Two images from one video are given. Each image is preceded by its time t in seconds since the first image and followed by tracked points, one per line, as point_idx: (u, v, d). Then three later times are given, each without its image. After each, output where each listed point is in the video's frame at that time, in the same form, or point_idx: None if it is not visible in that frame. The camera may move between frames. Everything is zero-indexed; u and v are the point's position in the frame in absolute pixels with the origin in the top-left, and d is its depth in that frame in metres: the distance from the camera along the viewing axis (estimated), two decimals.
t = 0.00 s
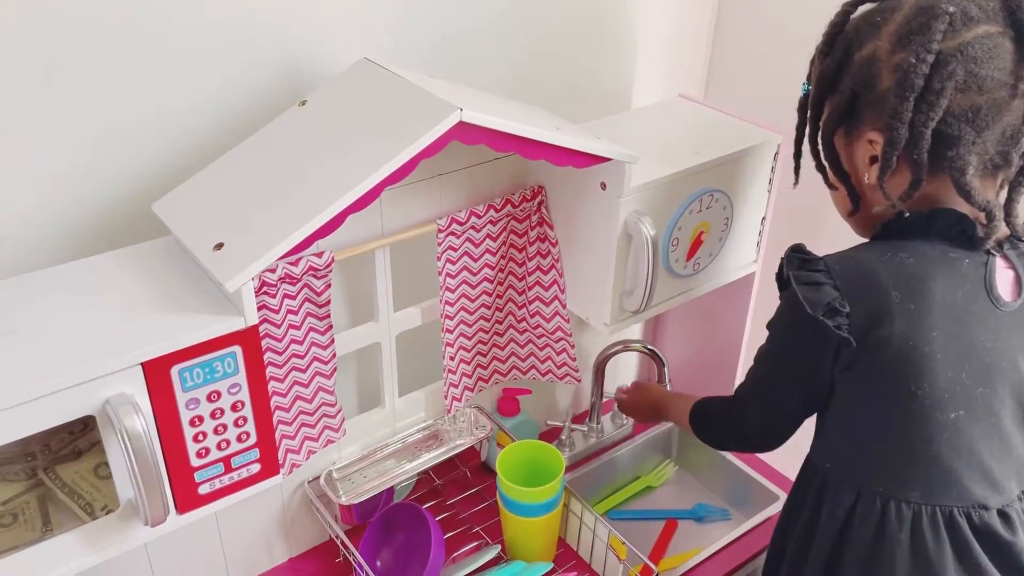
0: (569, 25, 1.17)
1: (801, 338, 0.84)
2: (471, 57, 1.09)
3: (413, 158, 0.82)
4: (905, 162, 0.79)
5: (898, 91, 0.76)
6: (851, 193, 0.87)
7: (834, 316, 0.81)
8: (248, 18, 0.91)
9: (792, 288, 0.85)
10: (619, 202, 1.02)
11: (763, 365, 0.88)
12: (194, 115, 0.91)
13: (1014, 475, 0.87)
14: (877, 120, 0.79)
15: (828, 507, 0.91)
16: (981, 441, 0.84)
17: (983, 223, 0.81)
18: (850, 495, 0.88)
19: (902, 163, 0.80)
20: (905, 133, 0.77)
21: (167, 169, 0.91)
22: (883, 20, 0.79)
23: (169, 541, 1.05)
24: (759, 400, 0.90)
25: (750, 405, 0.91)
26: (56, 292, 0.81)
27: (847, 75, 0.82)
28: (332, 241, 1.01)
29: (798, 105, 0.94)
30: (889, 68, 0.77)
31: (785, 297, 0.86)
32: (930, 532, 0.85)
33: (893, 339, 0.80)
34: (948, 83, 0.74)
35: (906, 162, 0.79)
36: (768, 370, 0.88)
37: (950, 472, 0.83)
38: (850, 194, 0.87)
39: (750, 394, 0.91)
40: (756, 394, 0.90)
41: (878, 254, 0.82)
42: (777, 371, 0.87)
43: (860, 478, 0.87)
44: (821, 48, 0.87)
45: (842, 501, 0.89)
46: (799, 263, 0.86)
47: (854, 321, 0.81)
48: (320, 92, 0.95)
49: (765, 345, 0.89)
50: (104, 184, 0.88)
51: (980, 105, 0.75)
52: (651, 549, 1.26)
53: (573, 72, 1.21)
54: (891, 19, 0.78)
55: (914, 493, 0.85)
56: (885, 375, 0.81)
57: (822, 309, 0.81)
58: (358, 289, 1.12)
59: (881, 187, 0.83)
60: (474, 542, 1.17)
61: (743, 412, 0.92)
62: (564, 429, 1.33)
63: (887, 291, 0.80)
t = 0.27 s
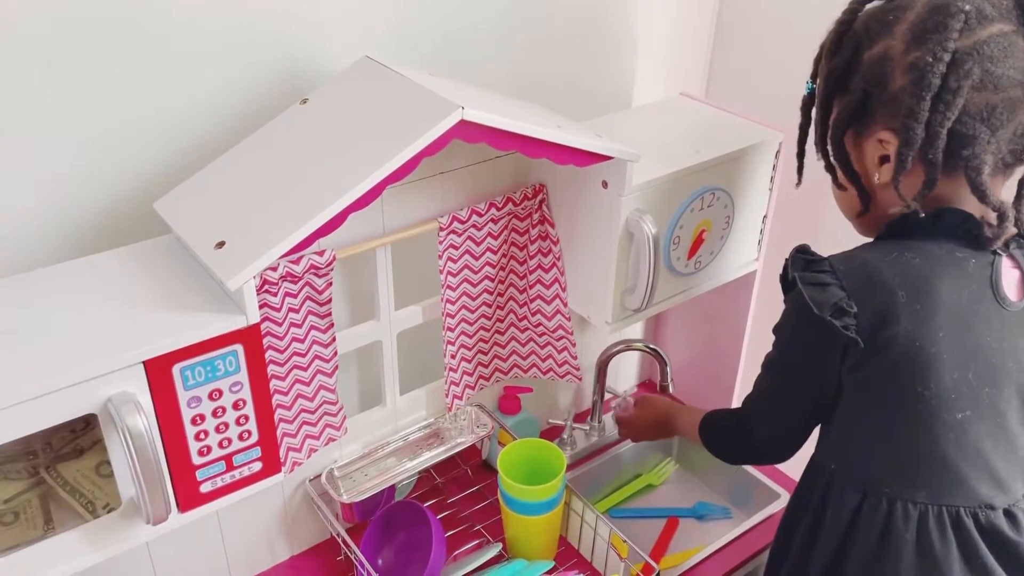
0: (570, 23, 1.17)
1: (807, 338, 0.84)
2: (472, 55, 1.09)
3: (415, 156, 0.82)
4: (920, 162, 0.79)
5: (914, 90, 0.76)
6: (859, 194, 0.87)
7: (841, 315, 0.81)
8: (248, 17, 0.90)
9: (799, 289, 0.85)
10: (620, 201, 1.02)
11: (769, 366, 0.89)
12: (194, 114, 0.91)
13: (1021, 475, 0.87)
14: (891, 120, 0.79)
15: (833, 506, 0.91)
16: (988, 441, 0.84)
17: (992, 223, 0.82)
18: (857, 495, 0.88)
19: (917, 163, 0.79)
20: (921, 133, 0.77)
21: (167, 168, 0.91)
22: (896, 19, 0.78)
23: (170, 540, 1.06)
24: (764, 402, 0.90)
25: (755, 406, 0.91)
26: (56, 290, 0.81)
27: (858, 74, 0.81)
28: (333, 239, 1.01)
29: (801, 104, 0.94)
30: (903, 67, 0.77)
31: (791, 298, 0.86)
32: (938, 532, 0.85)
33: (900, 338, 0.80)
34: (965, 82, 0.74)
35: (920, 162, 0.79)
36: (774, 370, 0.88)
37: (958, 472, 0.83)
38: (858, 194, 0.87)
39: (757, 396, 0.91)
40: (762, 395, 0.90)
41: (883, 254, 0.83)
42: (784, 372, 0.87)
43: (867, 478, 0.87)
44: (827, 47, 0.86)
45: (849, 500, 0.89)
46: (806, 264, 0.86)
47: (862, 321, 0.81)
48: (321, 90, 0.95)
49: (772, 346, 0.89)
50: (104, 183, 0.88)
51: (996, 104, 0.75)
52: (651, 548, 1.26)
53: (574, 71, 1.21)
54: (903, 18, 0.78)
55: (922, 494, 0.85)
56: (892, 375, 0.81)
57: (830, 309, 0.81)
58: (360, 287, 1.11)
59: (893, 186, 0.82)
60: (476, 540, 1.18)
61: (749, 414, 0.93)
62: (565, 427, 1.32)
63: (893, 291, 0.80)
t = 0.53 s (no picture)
0: (570, 21, 1.17)
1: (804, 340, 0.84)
2: (472, 53, 1.09)
3: (414, 154, 0.81)
4: (920, 166, 0.79)
5: (912, 94, 0.75)
6: (858, 196, 0.86)
7: (837, 319, 0.81)
8: (248, 14, 0.90)
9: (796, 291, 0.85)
10: (620, 198, 1.02)
11: (766, 367, 0.88)
12: (193, 112, 0.91)
13: None
14: (890, 124, 0.79)
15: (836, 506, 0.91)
16: (989, 442, 0.84)
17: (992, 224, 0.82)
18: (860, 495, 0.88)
19: (917, 167, 0.79)
20: (920, 137, 0.76)
21: (167, 165, 0.91)
22: (892, 22, 0.78)
23: (170, 538, 1.05)
24: (762, 402, 0.90)
25: (753, 407, 0.91)
26: (56, 288, 0.81)
27: (856, 78, 0.81)
28: (333, 237, 1.01)
29: (799, 106, 0.94)
30: (901, 71, 0.77)
31: (788, 300, 0.85)
32: (941, 533, 0.85)
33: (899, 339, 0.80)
34: (963, 86, 0.74)
35: (920, 166, 0.79)
36: (771, 372, 0.88)
37: (961, 473, 0.83)
38: (858, 197, 0.86)
39: (755, 398, 0.90)
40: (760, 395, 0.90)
41: (880, 255, 0.82)
42: (782, 373, 0.87)
43: (867, 479, 0.87)
44: (824, 49, 0.86)
45: (851, 500, 0.89)
46: (803, 265, 0.85)
47: (859, 325, 0.81)
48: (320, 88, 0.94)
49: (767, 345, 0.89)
50: (104, 180, 0.88)
51: (995, 107, 0.75)
52: (651, 546, 1.26)
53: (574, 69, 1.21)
54: (900, 21, 0.77)
55: (924, 494, 0.85)
56: (892, 376, 0.81)
57: (826, 313, 0.81)
58: (359, 285, 1.11)
59: (893, 189, 0.82)
60: (476, 538, 1.17)
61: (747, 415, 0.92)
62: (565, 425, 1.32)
63: (891, 292, 0.80)
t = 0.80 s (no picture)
0: (570, 20, 1.17)
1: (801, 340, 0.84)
2: (471, 52, 1.09)
3: (413, 152, 0.81)
4: (918, 166, 0.79)
5: (910, 95, 0.76)
6: (856, 196, 0.87)
7: (834, 317, 0.81)
8: (247, 13, 0.90)
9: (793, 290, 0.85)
10: (619, 197, 1.02)
11: (764, 367, 0.88)
12: (193, 110, 0.91)
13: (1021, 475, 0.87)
14: (888, 125, 0.79)
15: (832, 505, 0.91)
16: (986, 441, 0.84)
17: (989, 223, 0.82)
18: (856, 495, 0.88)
19: (916, 167, 0.79)
20: (918, 138, 0.76)
21: (166, 164, 0.91)
22: (888, 22, 0.78)
23: (170, 536, 1.06)
24: (759, 403, 0.90)
25: (750, 407, 0.91)
26: (55, 287, 0.81)
27: (853, 79, 0.81)
28: (332, 236, 1.01)
29: (795, 106, 0.94)
30: (899, 72, 0.77)
31: (784, 300, 0.85)
32: (937, 532, 0.85)
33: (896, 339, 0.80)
34: (961, 87, 0.74)
35: (919, 166, 0.79)
36: (769, 371, 0.88)
37: (957, 473, 0.83)
38: (856, 197, 0.87)
39: (752, 398, 0.91)
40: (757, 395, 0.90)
41: (877, 255, 0.82)
42: (780, 372, 0.87)
43: (863, 478, 0.87)
44: (820, 51, 0.86)
45: (848, 500, 0.89)
46: (799, 264, 0.86)
47: (856, 323, 0.81)
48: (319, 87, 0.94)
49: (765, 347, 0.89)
50: (103, 179, 0.88)
51: (992, 107, 0.75)
52: (650, 544, 1.26)
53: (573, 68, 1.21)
54: (897, 21, 0.77)
55: (921, 494, 0.85)
56: (888, 375, 0.81)
57: (824, 311, 0.81)
58: (358, 284, 1.11)
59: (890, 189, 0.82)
60: (475, 537, 1.18)
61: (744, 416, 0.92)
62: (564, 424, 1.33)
63: (887, 292, 0.80)
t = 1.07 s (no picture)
0: (568, 19, 1.17)
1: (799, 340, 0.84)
2: (469, 51, 1.09)
3: (410, 151, 0.82)
4: (908, 166, 0.79)
5: (899, 96, 0.76)
6: (847, 196, 0.87)
7: (833, 316, 0.81)
8: (245, 12, 0.90)
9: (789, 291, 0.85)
10: (616, 196, 1.02)
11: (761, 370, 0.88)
12: (190, 109, 0.91)
13: (1015, 472, 0.88)
14: (877, 125, 0.79)
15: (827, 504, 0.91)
16: (981, 440, 0.84)
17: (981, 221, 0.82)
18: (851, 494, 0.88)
19: (905, 167, 0.79)
20: (908, 139, 0.77)
21: (163, 163, 0.91)
22: (876, 23, 0.78)
23: (168, 535, 1.06)
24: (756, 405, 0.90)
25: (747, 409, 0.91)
26: (53, 285, 0.81)
27: (841, 79, 0.81)
28: (329, 235, 1.01)
29: (786, 106, 0.94)
30: (887, 72, 0.77)
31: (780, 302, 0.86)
32: (931, 530, 0.86)
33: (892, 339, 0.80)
34: (948, 87, 0.74)
35: (908, 166, 0.79)
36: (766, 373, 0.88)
37: (952, 472, 0.84)
38: (847, 197, 0.87)
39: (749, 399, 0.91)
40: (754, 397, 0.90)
41: (871, 256, 0.82)
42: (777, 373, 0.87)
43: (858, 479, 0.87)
44: (809, 51, 0.86)
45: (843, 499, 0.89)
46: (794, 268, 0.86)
47: (853, 323, 0.81)
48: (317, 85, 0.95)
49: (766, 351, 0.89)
50: (100, 178, 0.88)
51: (981, 106, 0.76)
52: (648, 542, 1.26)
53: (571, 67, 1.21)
54: (885, 22, 0.78)
55: (916, 493, 0.85)
56: (884, 378, 0.81)
57: (824, 310, 0.81)
58: (356, 283, 1.12)
59: (879, 188, 0.83)
60: (472, 535, 1.18)
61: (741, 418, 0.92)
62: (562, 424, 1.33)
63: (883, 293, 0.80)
